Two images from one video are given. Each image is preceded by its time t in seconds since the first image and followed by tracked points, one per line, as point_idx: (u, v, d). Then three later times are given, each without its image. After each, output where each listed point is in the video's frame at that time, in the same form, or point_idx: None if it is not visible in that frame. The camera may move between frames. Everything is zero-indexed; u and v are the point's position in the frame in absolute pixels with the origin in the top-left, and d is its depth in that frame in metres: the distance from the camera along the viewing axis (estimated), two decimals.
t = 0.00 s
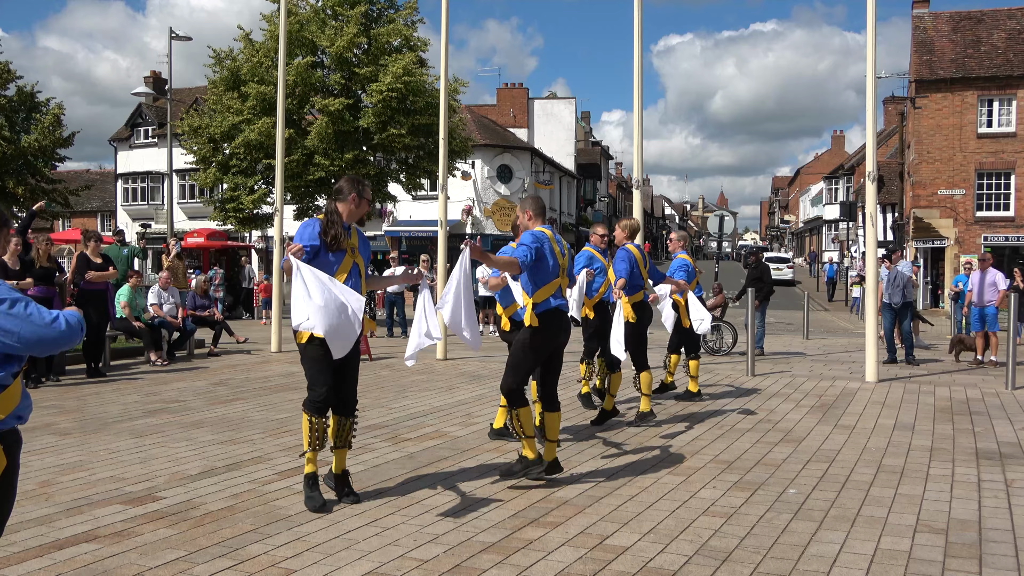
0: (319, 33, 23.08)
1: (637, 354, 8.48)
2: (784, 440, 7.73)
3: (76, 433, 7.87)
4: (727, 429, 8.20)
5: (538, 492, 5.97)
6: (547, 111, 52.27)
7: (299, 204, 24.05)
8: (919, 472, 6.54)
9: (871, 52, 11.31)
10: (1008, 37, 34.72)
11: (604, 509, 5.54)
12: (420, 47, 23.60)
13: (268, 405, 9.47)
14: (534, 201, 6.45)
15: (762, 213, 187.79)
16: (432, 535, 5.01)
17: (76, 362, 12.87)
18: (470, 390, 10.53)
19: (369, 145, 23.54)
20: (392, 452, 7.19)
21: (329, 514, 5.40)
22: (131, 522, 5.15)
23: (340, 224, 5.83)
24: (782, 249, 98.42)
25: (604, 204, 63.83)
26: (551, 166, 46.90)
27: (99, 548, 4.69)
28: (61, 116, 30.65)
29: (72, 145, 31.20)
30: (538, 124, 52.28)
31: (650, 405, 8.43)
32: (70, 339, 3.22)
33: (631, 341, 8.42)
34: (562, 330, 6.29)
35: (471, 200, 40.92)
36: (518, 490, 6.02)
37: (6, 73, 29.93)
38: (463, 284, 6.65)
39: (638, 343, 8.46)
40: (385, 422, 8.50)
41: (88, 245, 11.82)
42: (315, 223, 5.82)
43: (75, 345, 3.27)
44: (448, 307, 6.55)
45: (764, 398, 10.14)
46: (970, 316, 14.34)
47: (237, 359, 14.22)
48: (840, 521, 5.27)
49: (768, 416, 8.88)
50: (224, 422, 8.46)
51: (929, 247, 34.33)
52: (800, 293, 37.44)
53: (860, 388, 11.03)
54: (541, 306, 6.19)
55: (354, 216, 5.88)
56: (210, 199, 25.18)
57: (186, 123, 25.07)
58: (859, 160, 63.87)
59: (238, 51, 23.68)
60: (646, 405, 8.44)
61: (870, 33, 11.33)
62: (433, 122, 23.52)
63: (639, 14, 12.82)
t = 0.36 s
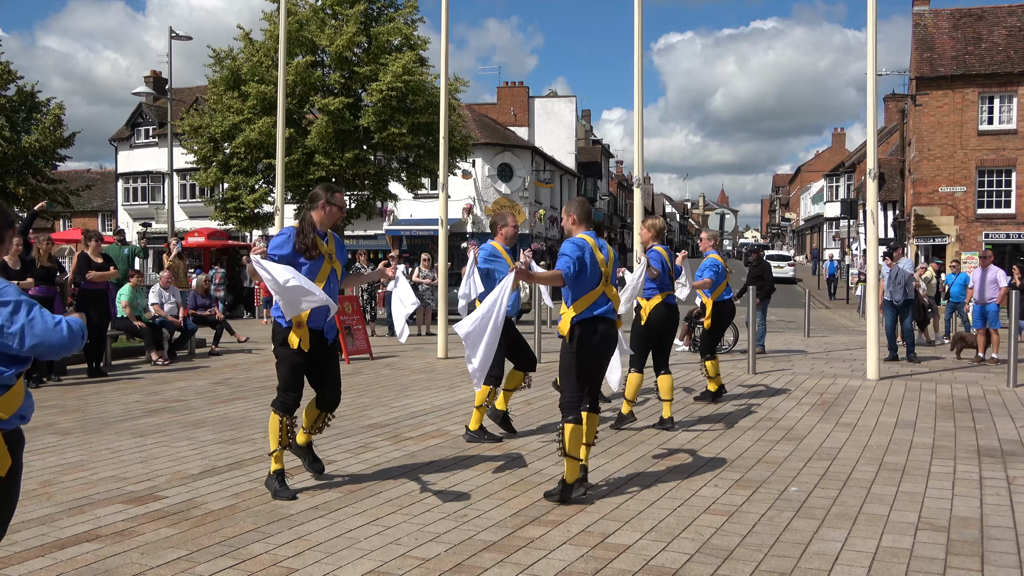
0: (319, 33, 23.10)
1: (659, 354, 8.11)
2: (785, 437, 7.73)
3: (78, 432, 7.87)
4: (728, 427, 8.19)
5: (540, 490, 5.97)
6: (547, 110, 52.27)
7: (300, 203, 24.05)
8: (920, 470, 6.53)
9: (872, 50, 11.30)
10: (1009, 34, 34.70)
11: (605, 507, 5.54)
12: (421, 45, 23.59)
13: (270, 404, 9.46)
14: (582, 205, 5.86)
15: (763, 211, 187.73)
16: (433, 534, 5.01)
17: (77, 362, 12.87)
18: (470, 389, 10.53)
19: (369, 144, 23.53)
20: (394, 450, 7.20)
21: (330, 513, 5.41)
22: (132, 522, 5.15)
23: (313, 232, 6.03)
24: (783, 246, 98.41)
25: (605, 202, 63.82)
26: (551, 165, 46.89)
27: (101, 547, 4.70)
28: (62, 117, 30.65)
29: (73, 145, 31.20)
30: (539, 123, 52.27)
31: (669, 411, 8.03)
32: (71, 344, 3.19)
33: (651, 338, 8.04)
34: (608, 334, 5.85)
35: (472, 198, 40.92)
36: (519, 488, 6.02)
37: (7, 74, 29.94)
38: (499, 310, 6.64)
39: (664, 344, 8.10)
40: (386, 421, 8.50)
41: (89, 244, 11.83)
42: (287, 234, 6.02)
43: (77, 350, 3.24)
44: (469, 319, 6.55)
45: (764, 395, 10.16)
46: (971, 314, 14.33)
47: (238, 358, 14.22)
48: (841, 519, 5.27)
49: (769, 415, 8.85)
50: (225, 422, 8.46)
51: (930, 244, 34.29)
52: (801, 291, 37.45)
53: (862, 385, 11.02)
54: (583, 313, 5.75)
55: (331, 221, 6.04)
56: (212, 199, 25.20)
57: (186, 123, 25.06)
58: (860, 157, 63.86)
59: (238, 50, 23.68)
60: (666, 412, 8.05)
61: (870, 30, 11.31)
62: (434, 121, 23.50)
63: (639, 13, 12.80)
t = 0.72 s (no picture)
0: (320, 31, 23.14)
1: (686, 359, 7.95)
2: (786, 437, 7.72)
3: (78, 430, 7.87)
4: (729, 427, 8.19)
5: (541, 489, 5.97)
6: (549, 108, 52.26)
7: (301, 201, 24.05)
8: (921, 469, 6.53)
9: (874, 49, 11.29)
10: (1010, 33, 34.67)
11: (606, 506, 5.54)
12: (422, 43, 23.58)
13: (270, 403, 9.47)
14: (631, 210, 6.01)
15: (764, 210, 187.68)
16: (434, 532, 5.01)
17: (78, 360, 12.87)
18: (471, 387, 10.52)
19: (370, 142, 23.52)
20: (394, 449, 7.20)
21: (330, 512, 5.41)
22: (133, 520, 5.16)
23: (315, 233, 6.32)
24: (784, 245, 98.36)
25: (606, 201, 63.81)
26: (552, 164, 46.89)
27: (101, 545, 4.70)
28: (63, 114, 30.65)
29: (74, 143, 31.19)
30: (540, 121, 52.25)
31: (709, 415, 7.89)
32: (80, 339, 3.23)
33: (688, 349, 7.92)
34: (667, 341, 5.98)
35: (473, 197, 40.91)
36: (520, 487, 6.02)
37: (8, 71, 29.96)
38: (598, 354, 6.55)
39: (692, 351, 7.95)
40: (387, 420, 8.50)
41: (90, 243, 11.83)
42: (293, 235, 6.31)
43: (83, 345, 3.28)
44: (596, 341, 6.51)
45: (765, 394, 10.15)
46: (972, 314, 14.32)
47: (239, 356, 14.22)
48: (842, 519, 5.26)
49: (771, 415, 8.83)
50: (226, 420, 8.46)
51: (932, 244, 34.25)
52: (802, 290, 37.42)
53: (863, 385, 11.01)
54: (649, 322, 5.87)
55: (331, 223, 6.31)
56: (213, 197, 25.22)
57: (187, 121, 25.06)
58: (861, 156, 63.85)
59: (239, 49, 23.70)
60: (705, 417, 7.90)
61: (872, 30, 11.30)
62: (435, 119, 23.50)
63: (640, 12, 12.79)
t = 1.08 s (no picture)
0: (322, 29, 23.16)
1: (707, 364, 7.54)
2: (785, 437, 7.72)
3: (78, 429, 7.87)
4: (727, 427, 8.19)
5: (540, 489, 5.97)
6: (549, 107, 52.26)
7: (301, 200, 24.04)
8: (921, 469, 6.53)
9: (875, 49, 11.28)
10: (1011, 33, 34.66)
11: (605, 506, 5.54)
12: (423, 42, 23.57)
13: (269, 402, 9.47)
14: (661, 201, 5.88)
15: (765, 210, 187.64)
16: (433, 532, 5.01)
17: (78, 358, 12.87)
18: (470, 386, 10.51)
19: (371, 141, 23.51)
20: (393, 448, 7.20)
21: (330, 511, 5.41)
22: (132, 518, 5.15)
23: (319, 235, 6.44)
24: (784, 245, 98.32)
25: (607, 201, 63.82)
26: (552, 163, 46.88)
27: (100, 543, 4.70)
28: (64, 112, 30.64)
29: (74, 141, 31.18)
30: (540, 120, 52.24)
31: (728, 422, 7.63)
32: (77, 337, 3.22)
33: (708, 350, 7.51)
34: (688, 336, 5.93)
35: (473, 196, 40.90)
36: (520, 486, 6.02)
37: (9, 69, 29.96)
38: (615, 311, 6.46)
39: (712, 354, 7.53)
40: (386, 419, 8.49)
41: (90, 241, 11.82)
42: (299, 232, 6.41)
43: (77, 342, 3.27)
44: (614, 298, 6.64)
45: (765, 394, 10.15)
46: (972, 314, 14.32)
47: (239, 355, 14.22)
48: (841, 519, 5.26)
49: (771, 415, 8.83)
50: (225, 418, 8.46)
51: (932, 244, 34.24)
52: (802, 289, 37.44)
53: (862, 385, 11.02)
54: (669, 311, 5.87)
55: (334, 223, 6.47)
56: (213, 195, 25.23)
57: (188, 119, 25.06)
58: (861, 156, 63.84)
59: (240, 47, 23.70)
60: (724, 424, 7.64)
61: (873, 29, 11.30)
62: (435, 118, 23.50)
63: (641, 10, 12.78)
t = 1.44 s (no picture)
0: (320, 28, 23.15)
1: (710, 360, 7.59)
2: (782, 436, 7.73)
3: (75, 427, 7.86)
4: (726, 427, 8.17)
5: (538, 487, 5.97)
6: (548, 107, 52.28)
7: (299, 198, 24.02)
8: (917, 469, 6.54)
9: (873, 49, 11.29)
10: (1009, 34, 34.70)
11: (603, 505, 5.54)
12: (421, 41, 23.58)
13: (267, 400, 9.46)
14: (643, 210, 5.84)
15: (762, 210, 187.68)
16: (430, 531, 5.00)
17: (75, 357, 12.87)
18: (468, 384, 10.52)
19: (369, 140, 23.51)
20: (390, 447, 7.19)
21: (327, 509, 5.40)
22: (129, 517, 5.15)
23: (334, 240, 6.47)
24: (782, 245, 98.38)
25: (605, 200, 63.80)
26: (550, 162, 46.87)
27: (97, 542, 4.69)
28: (61, 110, 30.58)
29: (72, 139, 31.14)
30: (538, 120, 52.25)
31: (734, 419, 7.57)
32: (75, 337, 3.21)
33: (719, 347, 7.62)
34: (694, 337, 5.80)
35: (471, 195, 40.87)
36: (518, 485, 6.03)
37: (6, 67, 29.92)
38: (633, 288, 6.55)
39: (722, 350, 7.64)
40: (384, 418, 8.49)
41: (87, 239, 11.81)
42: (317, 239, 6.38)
43: (78, 341, 3.24)
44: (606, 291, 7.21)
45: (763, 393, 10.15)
46: (969, 314, 14.34)
47: (237, 353, 14.20)
48: (838, 518, 5.26)
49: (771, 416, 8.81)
50: (223, 417, 8.45)
51: (929, 244, 34.25)
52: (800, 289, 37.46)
53: (860, 385, 11.03)
54: (666, 312, 5.69)
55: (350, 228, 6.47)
56: (211, 194, 25.22)
57: (186, 117, 25.03)
58: (859, 157, 63.92)
59: (238, 45, 23.68)
60: (728, 421, 7.57)
61: (872, 29, 11.30)
62: (433, 117, 23.49)
63: (639, 10, 12.78)
